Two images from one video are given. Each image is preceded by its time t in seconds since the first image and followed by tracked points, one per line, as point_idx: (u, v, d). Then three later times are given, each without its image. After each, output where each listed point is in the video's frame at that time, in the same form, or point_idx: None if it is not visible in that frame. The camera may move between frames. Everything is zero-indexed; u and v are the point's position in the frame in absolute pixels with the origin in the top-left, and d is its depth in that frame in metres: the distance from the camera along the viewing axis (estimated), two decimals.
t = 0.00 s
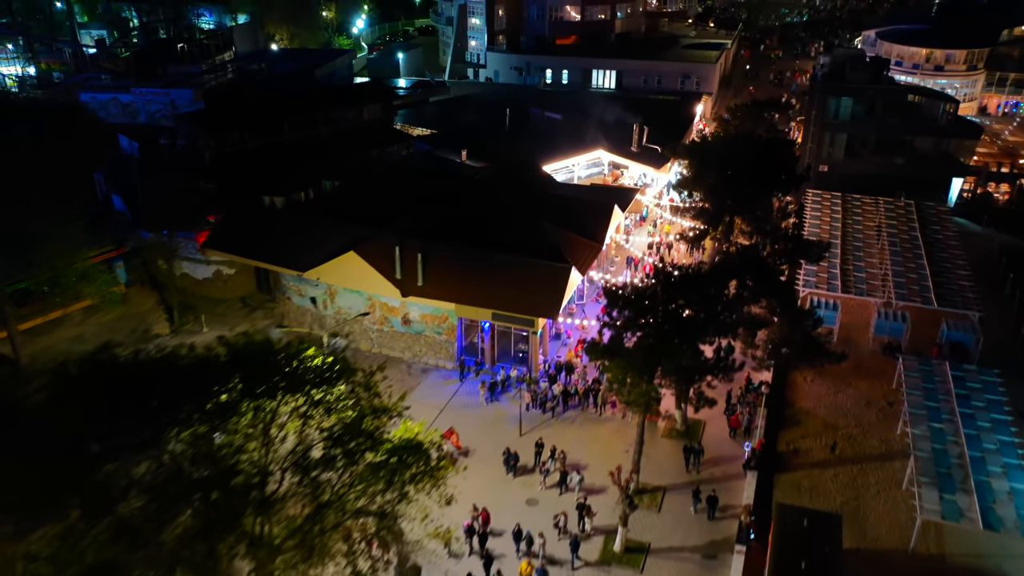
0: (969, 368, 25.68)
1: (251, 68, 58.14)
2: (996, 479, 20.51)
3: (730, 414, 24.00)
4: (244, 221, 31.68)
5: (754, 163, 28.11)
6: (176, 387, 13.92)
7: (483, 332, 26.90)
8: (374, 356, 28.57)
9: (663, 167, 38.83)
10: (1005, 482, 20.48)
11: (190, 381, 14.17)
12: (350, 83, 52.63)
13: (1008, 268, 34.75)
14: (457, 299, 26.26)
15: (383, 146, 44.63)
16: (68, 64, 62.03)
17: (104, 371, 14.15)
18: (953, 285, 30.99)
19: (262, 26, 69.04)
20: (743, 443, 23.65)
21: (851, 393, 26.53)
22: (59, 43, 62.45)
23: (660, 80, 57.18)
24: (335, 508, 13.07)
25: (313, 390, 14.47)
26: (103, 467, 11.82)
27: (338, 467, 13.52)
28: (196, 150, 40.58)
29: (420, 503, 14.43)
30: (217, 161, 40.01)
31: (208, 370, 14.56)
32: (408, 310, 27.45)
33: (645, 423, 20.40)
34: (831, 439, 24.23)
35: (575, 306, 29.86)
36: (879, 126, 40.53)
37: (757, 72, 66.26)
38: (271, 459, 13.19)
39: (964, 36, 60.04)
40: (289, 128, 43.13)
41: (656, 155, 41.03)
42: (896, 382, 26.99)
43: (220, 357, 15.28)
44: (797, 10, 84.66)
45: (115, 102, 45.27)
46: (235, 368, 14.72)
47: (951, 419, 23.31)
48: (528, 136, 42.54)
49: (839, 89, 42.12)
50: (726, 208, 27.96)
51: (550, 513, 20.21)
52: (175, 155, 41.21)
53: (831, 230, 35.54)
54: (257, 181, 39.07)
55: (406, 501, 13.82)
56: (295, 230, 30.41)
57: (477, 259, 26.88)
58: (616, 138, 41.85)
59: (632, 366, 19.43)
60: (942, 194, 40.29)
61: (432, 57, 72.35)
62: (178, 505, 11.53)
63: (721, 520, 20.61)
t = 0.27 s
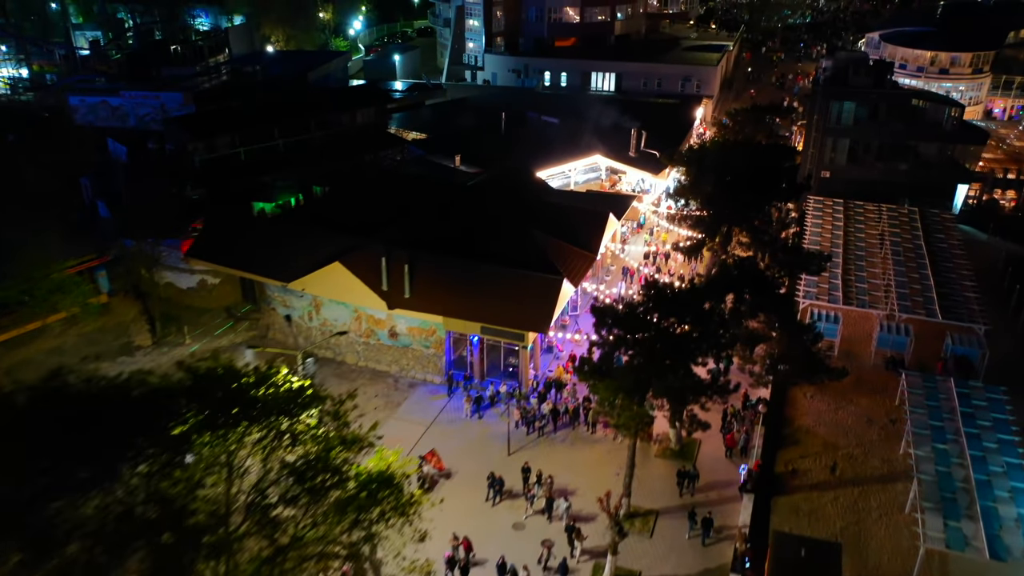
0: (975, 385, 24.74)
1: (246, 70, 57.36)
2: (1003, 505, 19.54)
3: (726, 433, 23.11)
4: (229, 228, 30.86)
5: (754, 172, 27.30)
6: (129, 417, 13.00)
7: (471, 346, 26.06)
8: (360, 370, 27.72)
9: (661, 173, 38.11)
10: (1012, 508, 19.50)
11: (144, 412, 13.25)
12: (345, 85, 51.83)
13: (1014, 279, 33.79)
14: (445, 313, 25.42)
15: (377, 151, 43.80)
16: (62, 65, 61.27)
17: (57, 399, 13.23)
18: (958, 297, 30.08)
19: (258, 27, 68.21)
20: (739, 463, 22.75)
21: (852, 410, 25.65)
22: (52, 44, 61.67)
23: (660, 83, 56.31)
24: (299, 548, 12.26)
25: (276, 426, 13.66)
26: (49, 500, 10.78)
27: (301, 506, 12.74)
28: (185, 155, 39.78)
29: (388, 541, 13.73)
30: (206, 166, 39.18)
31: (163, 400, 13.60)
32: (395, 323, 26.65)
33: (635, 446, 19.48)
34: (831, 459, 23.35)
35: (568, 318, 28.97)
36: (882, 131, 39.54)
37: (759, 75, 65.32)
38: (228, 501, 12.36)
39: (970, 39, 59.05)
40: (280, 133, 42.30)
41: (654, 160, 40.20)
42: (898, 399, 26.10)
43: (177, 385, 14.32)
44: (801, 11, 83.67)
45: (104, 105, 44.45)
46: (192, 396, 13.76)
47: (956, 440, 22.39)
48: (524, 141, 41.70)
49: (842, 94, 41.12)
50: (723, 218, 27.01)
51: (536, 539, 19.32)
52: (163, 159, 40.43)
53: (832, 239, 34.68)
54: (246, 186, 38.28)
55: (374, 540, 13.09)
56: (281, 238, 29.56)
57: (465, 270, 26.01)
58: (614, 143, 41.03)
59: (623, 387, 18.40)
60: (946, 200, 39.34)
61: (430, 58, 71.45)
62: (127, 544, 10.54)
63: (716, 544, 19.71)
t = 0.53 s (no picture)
0: (981, 404, 23.82)
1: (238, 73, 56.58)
2: (1010, 533, 18.50)
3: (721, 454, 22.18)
4: (212, 237, 30.02)
5: (753, 183, 26.45)
6: (71, 455, 11.97)
7: (459, 361, 25.20)
8: (345, 384, 26.80)
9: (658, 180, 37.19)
10: (1020, 537, 18.43)
11: (89, 450, 12.23)
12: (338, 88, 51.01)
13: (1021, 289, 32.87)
14: (431, 327, 24.57)
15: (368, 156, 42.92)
16: (53, 68, 60.49)
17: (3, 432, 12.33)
18: (961, 309, 29.20)
19: (252, 29, 67.40)
20: (736, 485, 21.82)
21: (852, 428, 24.76)
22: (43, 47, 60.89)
23: (658, 86, 55.49)
24: None
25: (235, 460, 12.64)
26: None
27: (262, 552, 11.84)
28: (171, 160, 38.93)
29: None
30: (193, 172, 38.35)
31: (110, 434, 12.58)
32: (380, 337, 25.81)
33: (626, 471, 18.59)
34: (831, 481, 22.46)
35: (560, 330, 28.09)
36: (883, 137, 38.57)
37: (759, 77, 64.47)
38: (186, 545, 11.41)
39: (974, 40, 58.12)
40: (270, 138, 41.45)
41: (651, 165, 39.35)
42: (900, 416, 25.21)
43: (128, 414, 13.32)
44: (801, 13, 82.87)
45: (91, 109, 43.61)
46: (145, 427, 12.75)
47: (961, 462, 21.46)
48: (518, 146, 40.87)
49: (842, 99, 40.17)
50: (720, 228, 26.10)
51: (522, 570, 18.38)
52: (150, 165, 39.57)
53: (832, 248, 33.80)
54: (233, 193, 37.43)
55: None
56: (264, 248, 28.70)
57: (453, 283, 25.16)
58: (611, 148, 40.20)
59: (611, 410, 17.55)
60: (950, 207, 38.44)
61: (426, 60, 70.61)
62: None
63: (712, 567, 18.78)
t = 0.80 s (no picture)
0: (988, 425, 22.88)
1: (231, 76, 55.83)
2: (1020, 564, 17.46)
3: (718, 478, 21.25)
4: (195, 246, 29.22)
5: (750, 191, 25.65)
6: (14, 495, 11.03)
7: (446, 378, 24.33)
8: (329, 401, 25.92)
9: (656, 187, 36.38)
10: None
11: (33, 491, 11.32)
12: (331, 92, 50.22)
13: None
14: (419, 343, 23.73)
15: (361, 162, 42.09)
16: (44, 70, 59.72)
17: None
18: (967, 323, 28.29)
19: (246, 31, 66.62)
20: (733, 510, 20.92)
21: (854, 448, 23.86)
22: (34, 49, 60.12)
23: (657, 89, 54.66)
24: None
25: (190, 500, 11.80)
26: None
27: None
28: (159, 166, 38.15)
29: None
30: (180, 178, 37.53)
31: (56, 473, 11.72)
32: (366, 352, 24.97)
33: (614, 500, 17.65)
34: (831, 505, 21.54)
35: (552, 344, 27.16)
36: (886, 143, 37.60)
37: (760, 80, 63.61)
38: None
39: (979, 43, 57.18)
40: (260, 143, 40.65)
41: (648, 171, 38.49)
42: (904, 436, 24.30)
43: (75, 453, 12.44)
44: (804, 15, 81.96)
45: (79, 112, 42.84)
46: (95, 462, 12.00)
47: (968, 486, 20.52)
48: (513, 152, 40.01)
49: (845, 103, 38.98)
50: (717, 240, 25.24)
51: None
52: (137, 170, 38.77)
53: (834, 258, 32.91)
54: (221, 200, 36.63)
55: None
56: (248, 260, 27.92)
57: (440, 296, 24.30)
58: (608, 154, 39.34)
59: (600, 436, 16.67)
60: (954, 215, 37.54)
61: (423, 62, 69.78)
62: None
63: None
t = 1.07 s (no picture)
0: (999, 447, 21.91)
1: (226, 79, 55.10)
2: None
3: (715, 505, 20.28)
4: (180, 257, 28.42)
5: (748, 201, 24.81)
6: None
7: (435, 396, 23.44)
8: (314, 418, 25.06)
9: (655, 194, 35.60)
10: None
11: None
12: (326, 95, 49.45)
13: None
14: (406, 360, 22.86)
15: (354, 167, 41.27)
16: (37, 73, 58.96)
17: None
18: (976, 337, 27.32)
19: (243, 33, 65.87)
20: (731, 539, 19.94)
21: (858, 470, 22.92)
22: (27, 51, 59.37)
23: (658, 92, 53.79)
24: None
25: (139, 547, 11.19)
26: None
27: None
28: (147, 172, 37.34)
29: None
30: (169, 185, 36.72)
31: None
32: (352, 368, 24.08)
33: (605, 533, 16.73)
34: (835, 533, 20.58)
35: (546, 358, 26.16)
36: (891, 149, 36.74)
37: (763, 83, 62.71)
38: None
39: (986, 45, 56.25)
40: (251, 149, 39.85)
41: (648, 178, 37.62)
42: (911, 456, 23.33)
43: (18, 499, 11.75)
44: (807, 17, 81.07)
45: (68, 117, 42.05)
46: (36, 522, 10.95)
47: (978, 514, 19.53)
48: (510, 158, 39.18)
49: (850, 109, 38.13)
50: (717, 253, 24.35)
51: None
52: (125, 176, 37.97)
53: (837, 268, 31.96)
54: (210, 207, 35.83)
55: None
56: (234, 271, 27.06)
57: (429, 311, 23.55)
58: (606, 160, 38.49)
59: (590, 467, 15.77)
60: (962, 223, 36.60)
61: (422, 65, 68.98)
62: None
63: None
